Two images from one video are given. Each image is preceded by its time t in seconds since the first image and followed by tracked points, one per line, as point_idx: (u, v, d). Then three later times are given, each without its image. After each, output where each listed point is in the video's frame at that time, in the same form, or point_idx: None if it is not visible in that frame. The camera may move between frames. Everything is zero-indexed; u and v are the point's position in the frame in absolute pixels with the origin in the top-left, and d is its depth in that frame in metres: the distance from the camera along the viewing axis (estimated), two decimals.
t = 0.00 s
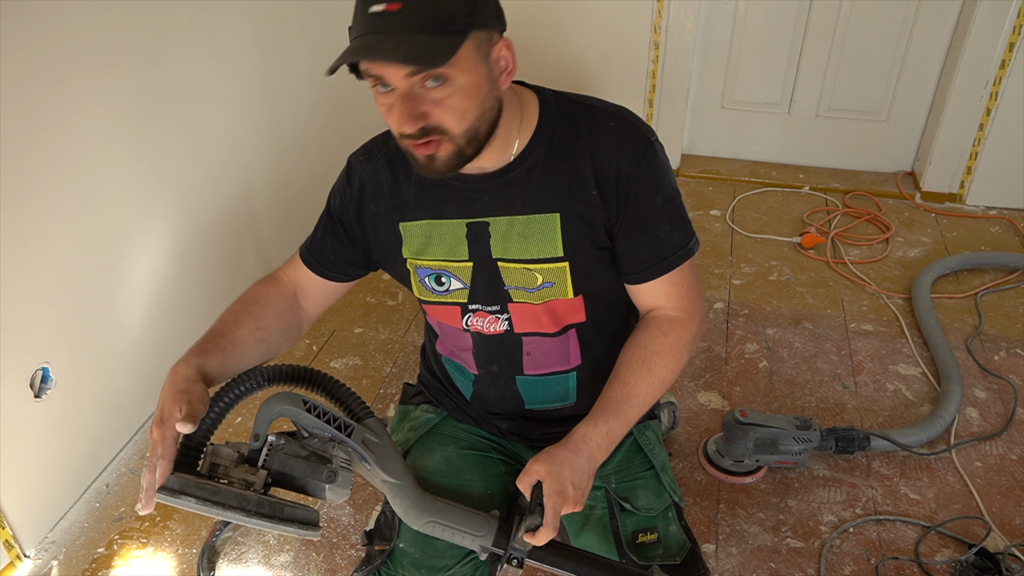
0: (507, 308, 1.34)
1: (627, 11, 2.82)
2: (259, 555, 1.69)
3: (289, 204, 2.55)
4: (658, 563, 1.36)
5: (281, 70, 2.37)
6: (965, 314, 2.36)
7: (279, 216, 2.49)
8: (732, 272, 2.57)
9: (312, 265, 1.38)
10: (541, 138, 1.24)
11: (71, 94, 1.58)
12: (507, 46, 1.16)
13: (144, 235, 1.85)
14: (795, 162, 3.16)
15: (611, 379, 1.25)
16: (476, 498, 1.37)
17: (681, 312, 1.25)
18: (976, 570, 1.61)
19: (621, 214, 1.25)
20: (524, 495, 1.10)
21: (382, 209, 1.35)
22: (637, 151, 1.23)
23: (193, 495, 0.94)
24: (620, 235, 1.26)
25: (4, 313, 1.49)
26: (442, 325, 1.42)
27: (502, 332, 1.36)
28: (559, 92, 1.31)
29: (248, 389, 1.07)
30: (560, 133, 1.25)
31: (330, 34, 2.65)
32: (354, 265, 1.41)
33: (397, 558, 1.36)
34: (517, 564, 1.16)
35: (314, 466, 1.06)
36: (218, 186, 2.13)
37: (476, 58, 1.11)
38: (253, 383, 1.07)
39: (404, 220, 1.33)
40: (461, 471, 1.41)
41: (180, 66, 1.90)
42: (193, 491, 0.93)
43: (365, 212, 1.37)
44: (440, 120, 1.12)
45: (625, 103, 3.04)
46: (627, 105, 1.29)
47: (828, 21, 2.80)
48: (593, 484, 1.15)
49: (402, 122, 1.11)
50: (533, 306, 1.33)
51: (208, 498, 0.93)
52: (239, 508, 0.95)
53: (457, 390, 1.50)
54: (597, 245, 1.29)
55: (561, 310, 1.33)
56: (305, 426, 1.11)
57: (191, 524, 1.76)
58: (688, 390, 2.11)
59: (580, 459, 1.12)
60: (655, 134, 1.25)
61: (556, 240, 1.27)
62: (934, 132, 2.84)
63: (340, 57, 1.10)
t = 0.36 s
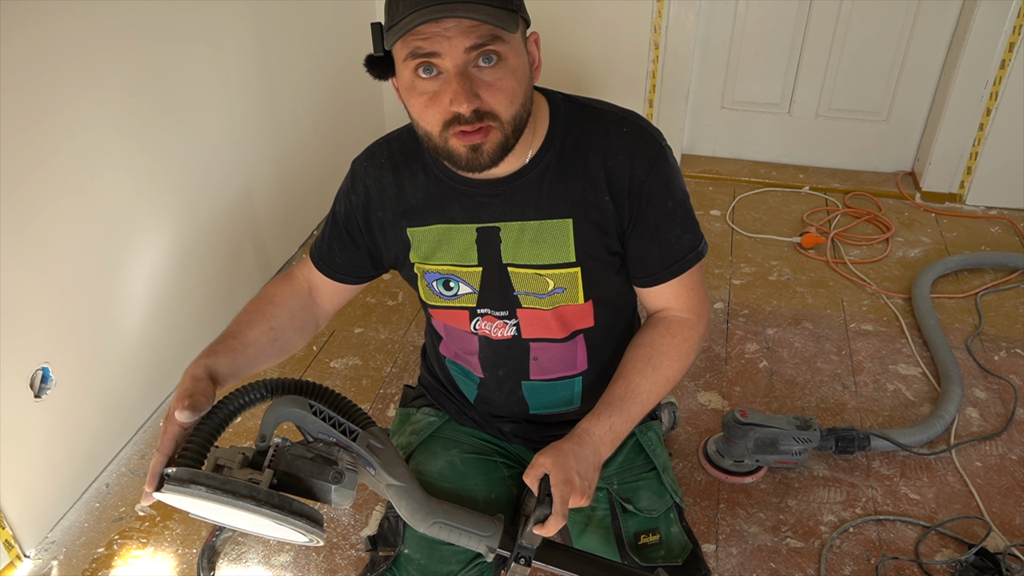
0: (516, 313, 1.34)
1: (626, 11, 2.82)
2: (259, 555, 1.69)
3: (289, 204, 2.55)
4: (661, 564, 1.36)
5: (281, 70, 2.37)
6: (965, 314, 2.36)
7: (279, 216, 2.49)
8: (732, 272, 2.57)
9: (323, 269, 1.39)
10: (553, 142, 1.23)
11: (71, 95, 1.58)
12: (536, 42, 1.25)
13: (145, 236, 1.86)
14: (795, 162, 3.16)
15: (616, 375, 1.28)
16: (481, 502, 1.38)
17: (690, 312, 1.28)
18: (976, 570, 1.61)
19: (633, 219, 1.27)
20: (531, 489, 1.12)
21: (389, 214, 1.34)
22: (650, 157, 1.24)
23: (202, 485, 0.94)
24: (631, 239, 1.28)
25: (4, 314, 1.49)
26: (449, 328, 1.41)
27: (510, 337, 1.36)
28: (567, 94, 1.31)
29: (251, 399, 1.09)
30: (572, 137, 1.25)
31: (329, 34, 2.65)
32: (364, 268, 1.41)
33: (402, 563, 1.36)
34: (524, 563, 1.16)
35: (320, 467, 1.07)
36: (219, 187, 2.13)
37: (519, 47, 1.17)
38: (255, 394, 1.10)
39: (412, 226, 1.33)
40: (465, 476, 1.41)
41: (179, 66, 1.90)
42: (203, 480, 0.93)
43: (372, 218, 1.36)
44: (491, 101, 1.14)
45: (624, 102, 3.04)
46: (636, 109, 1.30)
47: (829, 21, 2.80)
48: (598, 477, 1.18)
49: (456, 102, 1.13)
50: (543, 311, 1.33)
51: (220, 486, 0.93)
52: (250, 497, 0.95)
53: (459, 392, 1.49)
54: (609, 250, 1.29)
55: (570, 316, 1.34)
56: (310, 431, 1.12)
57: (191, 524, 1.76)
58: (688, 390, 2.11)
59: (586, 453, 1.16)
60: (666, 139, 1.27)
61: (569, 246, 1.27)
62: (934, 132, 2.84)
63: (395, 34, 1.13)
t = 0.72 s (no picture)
0: (519, 318, 1.34)
1: (626, 10, 2.82)
2: (259, 555, 1.69)
3: (289, 204, 2.55)
4: (660, 564, 1.36)
5: (281, 70, 2.37)
6: (965, 314, 2.36)
7: (279, 216, 2.49)
8: (732, 272, 2.57)
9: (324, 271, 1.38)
10: (560, 148, 1.23)
11: (71, 95, 1.58)
12: (538, 55, 1.17)
13: (145, 236, 1.86)
14: (795, 162, 3.16)
15: (618, 377, 1.29)
16: (481, 502, 1.38)
17: (693, 317, 1.29)
18: (976, 570, 1.61)
19: (639, 225, 1.27)
20: (530, 490, 1.11)
21: (393, 217, 1.34)
22: (657, 164, 1.24)
23: (201, 486, 0.94)
24: (636, 246, 1.28)
25: (4, 314, 1.49)
26: (450, 330, 1.41)
27: (512, 341, 1.36)
28: (572, 100, 1.31)
29: (251, 399, 1.09)
30: (579, 143, 1.25)
31: (330, 34, 2.65)
32: (364, 270, 1.41)
33: (402, 563, 1.36)
34: (524, 563, 1.16)
35: (320, 467, 1.07)
36: (219, 188, 2.13)
37: (511, 67, 1.10)
38: (256, 395, 1.09)
39: (416, 229, 1.32)
40: (465, 476, 1.41)
41: (179, 66, 1.90)
42: (202, 481, 0.94)
43: (375, 220, 1.36)
44: (477, 131, 1.10)
45: (625, 102, 3.04)
46: (642, 115, 1.30)
47: (829, 21, 2.80)
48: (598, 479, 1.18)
49: (439, 134, 1.08)
50: (546, 316, 1.33)
51: (219, 486, 0.93)
52: (250, 498, 0.95)
53: (458, 392, 1.50)
54: (613, 256, 1.29)
55: (574, 321, 1.34)
56: (311, 431, 1.11)
57: (191, 523, 1.76)
58: (688, 390, 2.11)
59: (586, 454, 1.16)
60: (672, 146, 1.27)
61: (574, 252, 1.27)
62: (934, 132, 2.84)
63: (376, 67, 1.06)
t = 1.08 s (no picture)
0: (513, 322, 1.34)
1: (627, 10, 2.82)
2: (259, 555, 1.69)
3: (289, 205, 2.55)
4: (658, 565, 1.36)
5: (281, 70, 2.37)
6: (965, 314, 2.36)
7: (279, 217, 2.49)
8: (732, 272, 2.57)
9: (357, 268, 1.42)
10: (561, 158, 1.23)
11: (71, 95, 1.58)
12: (522, 93, 1.13)
13: (144, 236, 1.86)
14: (795, 162, 3.16)
15: (615, 381, 1.31)
16: (476, 504, 1.38)
17: (694, 324, 1.30)
18: (976, 570, 1.61)
19: (638, 238, 1.27)
20: (527, 488, 1.15)
21: (392, 213, 1.34)
22: (659, 178, 1.23)
23: (198, 482, 0.94)
24: (635, 258, 1.28)
25: (4, 314, 1.49)
26: (443, 331, 1.41)
27: (506, 345, 1.36)
28: (579, 107, 1.30)
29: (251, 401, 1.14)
30: (581, 153, 1.24)
31: (330, 34, 2.65)
32: (388, 265, 1.43)
33: (398, 566, 1.35)
34: (520, 563, 1.17)
35: (318, 467, 1.07)
36: (218, 188, 2.13)
37: (477, 95, 1.10)
38: (252, 395, 1.14)
39: (413, 227, 1.32)
40: (461, 478, 1.41)
41: (179, 67, 1.90)
42: (201, 477, 0.94)
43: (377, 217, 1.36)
44: (420, 133, 1.14)
45: (625, 102, 3.04)
46: (649, 126, 1.28)
47: (829, 21, 2.80)
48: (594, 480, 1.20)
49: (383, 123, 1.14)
50: (539, 323, 1.33)
51: (218, 482, 0.94)
52: (247, 495, 0.95)
53: (455, 394, 1.49)
54: (610, 267, 1.30)
55: (567, 328, 1.34)
56: (307, 433, 1.15)
57: (191, 524, 1.76)
58: (688, 390, 2.11)
59: (581, 455, 1.18)
60: (676, 159, 1.26)
61: (570, 262, 1.27)
62: (934, 132, 2.84)
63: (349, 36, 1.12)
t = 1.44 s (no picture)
0: (512, 320, 1.34)
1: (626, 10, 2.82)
2: (259, 555, 1.69)
3: (289, 205, 2.55)
4: (657, 566, 1.36)
5: (281, 70, 2.37)
6: (965, 314, 2.36)
7: (279, 217, 2.49)
8: (732, 272, 2.57)
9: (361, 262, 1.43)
10: (570, 162, 1.24)
11: (72, 94, 1.58)
12: (540, 94, 1.14)
13: (145, 236, 1.86)
14: (795, 161, 3.16)
15: (610, 388, 1.32)
16: (470, 507, 1.38)
17: (693, 335, 1.32)
18: (976, 570, 1.61)
19: (641, 247, 1.27)
20: (518, 492, 1.15)
21: (396, 206, 1.34)
22: (667, 190, 1.24)
23: (191, 482, 0.95)
24: (638, 268, 1.29)
25: (4, 314, 1.49)
26: (440, 328, 1.40)
27: (504, 343, 1.36)
28: (591, 113, 1.31)
29: (247, 402, 1.14)
30: (590, 159, 1.25)
31: (330, 34, 2.65)
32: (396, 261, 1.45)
33: (390, 567, 1.35)
34: (511, 567, 1.17)
35: (311, 468, 1.07)
36: (218, 188, 2.13)
37: (496, 84, 1.10)
38: (246, 394, 1.14)
39: (418, 220, 1.32)
40: (455, 479, 1.42)
41: (179, 67, 1.90)
42: (192, 477, 0.94)
43: (381, 209, 1.36)
44: (430, 111, 1.13)
45: (625, 102, 3.04)
46: (658, 137, 1.29)
47: (829, 21, 2.79)
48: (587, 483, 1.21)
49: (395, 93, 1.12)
50: (536, 324, 1.33)
51: (209, 483, 0.94)
52: (238, 496, 0.95)
53: (452, 395, 1.49)
54: (611, 275, 1.30)
55: (564, 330, 1.34)
56: (302, 434, 1.15)
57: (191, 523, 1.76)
58: (687, 390, 2.11)
59: (575, 459, 1.19)
60: (684, 173, 1.27)
61: (572, 267, 1.27)
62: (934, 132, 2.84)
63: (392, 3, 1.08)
